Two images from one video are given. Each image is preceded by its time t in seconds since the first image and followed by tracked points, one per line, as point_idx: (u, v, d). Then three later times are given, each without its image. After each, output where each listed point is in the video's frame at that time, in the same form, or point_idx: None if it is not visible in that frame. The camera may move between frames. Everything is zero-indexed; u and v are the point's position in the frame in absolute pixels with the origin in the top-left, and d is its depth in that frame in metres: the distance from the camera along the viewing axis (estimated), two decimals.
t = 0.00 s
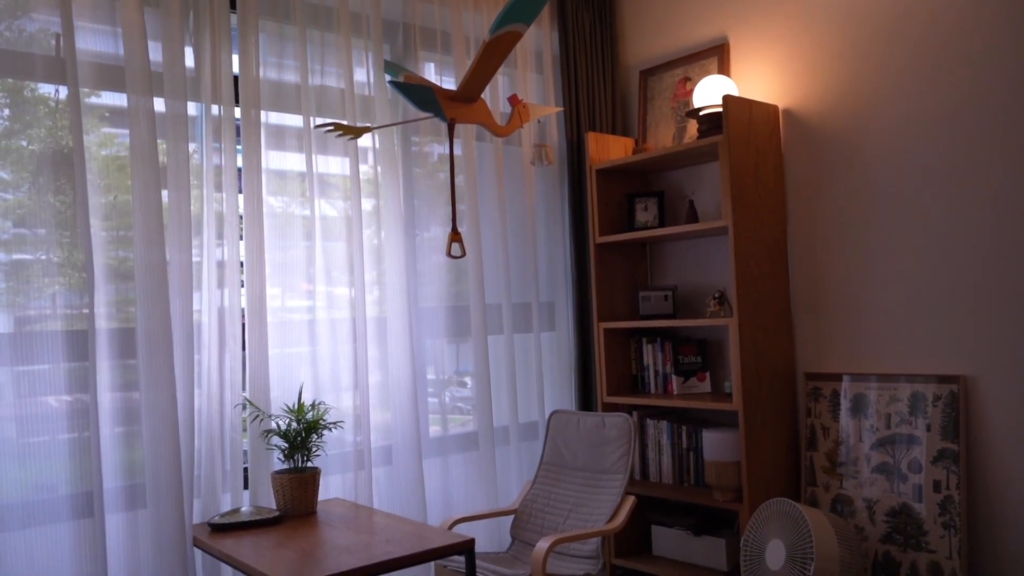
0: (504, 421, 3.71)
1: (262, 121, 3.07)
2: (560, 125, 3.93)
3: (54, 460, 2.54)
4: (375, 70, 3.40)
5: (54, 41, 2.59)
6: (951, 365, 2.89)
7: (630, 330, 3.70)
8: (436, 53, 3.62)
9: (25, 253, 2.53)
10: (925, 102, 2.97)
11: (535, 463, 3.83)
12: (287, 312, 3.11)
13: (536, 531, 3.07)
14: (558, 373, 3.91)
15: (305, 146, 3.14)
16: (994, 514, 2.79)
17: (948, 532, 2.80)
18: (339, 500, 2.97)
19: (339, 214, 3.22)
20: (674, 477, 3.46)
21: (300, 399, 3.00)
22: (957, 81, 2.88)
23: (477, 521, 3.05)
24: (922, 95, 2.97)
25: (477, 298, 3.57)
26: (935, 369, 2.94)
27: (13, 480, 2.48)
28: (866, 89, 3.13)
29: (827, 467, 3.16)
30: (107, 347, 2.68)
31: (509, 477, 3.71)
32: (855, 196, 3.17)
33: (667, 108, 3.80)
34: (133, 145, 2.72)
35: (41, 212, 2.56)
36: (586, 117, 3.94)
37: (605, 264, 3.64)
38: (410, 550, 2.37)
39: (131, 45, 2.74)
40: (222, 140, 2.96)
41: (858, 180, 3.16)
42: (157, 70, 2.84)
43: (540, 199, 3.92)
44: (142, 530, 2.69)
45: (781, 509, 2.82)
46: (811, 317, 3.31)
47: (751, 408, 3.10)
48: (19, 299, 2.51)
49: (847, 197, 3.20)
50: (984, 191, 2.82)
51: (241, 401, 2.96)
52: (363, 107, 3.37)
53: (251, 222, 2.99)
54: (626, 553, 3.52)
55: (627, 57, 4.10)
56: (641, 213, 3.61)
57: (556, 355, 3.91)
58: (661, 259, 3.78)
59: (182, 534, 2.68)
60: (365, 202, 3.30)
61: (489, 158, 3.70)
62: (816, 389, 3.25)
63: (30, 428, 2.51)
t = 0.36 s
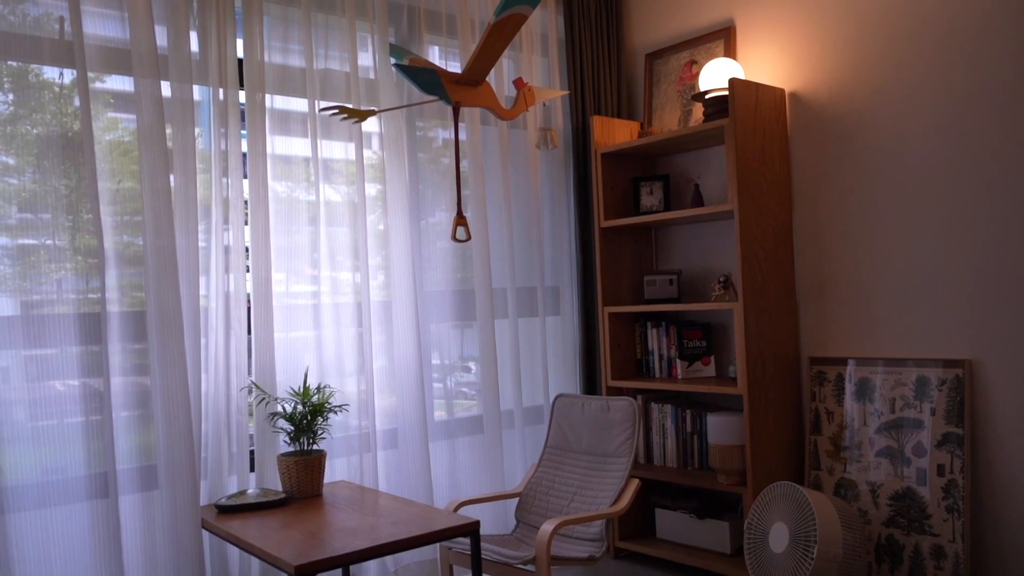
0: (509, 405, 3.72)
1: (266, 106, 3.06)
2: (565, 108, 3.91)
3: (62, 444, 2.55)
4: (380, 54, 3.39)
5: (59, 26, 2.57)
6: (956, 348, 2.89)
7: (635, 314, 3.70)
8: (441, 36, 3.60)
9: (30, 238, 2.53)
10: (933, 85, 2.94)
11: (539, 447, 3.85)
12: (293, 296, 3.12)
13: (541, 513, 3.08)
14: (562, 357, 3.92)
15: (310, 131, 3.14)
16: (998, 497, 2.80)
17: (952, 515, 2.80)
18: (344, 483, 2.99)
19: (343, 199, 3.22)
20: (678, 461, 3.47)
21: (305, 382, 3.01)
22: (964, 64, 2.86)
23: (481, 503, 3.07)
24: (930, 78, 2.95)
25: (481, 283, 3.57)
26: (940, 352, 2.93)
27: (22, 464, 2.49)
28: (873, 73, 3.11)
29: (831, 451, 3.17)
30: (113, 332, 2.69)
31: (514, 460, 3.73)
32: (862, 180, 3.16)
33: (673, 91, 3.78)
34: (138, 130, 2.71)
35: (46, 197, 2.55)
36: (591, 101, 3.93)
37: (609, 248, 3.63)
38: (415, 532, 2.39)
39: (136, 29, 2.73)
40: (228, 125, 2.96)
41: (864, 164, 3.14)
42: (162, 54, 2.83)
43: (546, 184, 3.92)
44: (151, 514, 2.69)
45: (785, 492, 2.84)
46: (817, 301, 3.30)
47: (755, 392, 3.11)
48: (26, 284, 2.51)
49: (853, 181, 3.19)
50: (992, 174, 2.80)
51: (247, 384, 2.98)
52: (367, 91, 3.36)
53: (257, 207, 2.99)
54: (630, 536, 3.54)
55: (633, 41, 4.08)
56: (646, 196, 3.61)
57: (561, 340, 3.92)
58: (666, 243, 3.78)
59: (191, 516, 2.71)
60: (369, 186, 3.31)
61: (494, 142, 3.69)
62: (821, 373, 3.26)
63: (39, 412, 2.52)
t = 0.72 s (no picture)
0: (514, 384, 3.73)
1: (269, 85, 3.05)
2: (570, 87, 3.89)
3: (69, 423, 2.56)
4: (384, 33, 3.37)
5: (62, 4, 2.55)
6: (962, 328, 2.88)
7: (640, 294, 3.70)
8: (446, 15, 3.58)
9: (35, 219, 2.52)
10: (941, 62, 2.92)
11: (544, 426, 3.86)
12: (298, 276, 3.12)
13: (545, 492, 3.10)
14: (568, 338, 3.92)
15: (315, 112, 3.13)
16: (1002, 477, 2.80)
17: (956, 495, 2.81)
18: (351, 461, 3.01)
19: (347, 179, 3.21)
20: (682, 440, 3.48)
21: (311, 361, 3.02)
22: (973, 42, 2.83)
23: (486, 482, 3.09)
24: (939, 56, 2.93)
25: (486, 263, 3.57)
26: (946, 332, 2.93)
27: (31, 442, 2.51)
28: (881, 51, 3.08)
29: (835, 431, 3.17)
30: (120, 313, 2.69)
31: (519, 440, 3.75)
32: (869, 159, 3.14)
33: (679, 70, 3.75)
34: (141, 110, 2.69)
35: (52, 177, 2.54)
36: (597, 80, 3.91)
37: (615, 228, 3.63)
38: (421, 509, 2.40)
39: (139, 7, 2.71)
40: (232, 105, 2.95)
41: (872, 143, 3.12)
42: (166, 33, 2.82)
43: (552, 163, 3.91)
44: (161, 492, 2.71)
45: (789, 471, 2.84)
46: (822, 281, 3.29)
47: (760, 372, 3.11)
48: (33, 265, 2.51)
49: (860, 160, 3.17)
50: (1000, 153, 2.78)
51: (253, 363, 2.99)
52: (372, 70, 3.35)
53: (262, 187, 2.99)
54: (634, 515, 3.56)
55: (639, 19, 4.04)
56: (652, 176, 3.60)
57: (566, 320, 3.92)
58: (672, 223, 3.77)
59: (199, 492, 2.73)
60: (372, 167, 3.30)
61: (499, 121, 3.67)
62: (826, 353, 3.25)
63: (47, 391, 2.53)
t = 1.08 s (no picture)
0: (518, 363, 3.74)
1: (270, 65, 3.03)
2: (575, 65, 3.87)
3: (74, 401, 2.56)
4: (387, 11, 3.34)
5: None
6: (967, 307, 2.88)
7: (643, 273, 3.69)
8: None
9: (39, 199, 2.50)
10: (949, 38, 2.89)
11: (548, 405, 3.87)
12: (303, 256, 3.12)
13: (549, 469, 3.11)
14: (572, 317, 3.92)
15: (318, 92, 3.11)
16: (1005, 456, 2.81)
17: (959, 473, 2.82)
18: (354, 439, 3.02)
19: (350, 159, 3.20)
20: (686, 418, 3.49)
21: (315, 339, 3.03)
22: (981, 18, 2.81)
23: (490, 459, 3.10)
24: (946, 33, 2.90)
25: (491, 243, 3.56)
26: (950, 311, 2.93)
27: (37, 422, 2.51)
28: (888, 28, 3.06)
29: (838, 410, 3.18)
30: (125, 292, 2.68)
31: (522, 418, 3.75)
32: (875, 138, 3.12)
33: (684, 47, 3.72)
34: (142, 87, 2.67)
35: (56, 156, 2.52)
36: (601, 57, 3.89)
37: (620, 207, 3.61)
38: (426, 485, 2.41)
39: None
40: (235, 85, 2.93)
41: (878, 121, 3.10)
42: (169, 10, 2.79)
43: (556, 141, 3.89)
44: (168, 470, 2.72)
45: (793, 449, 2.85)
46: (827, 260, 3.28)
47: (764, 350, 3.11)
48: (37, 244, 2.50)
49: (867, 138, 3.14)
50: (1007, 131, 2.77)
51: (257, 341, 3.00)
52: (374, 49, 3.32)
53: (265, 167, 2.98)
54: (637, 494, 3.58)
55: None
56: (657, 154, 3.58)
57: (571, 299, 3.92)
58: (676, 202, 3.76)
59: (205, 469, 2.74)
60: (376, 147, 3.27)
61: (503, 99, 3.65)
62: (831, 332, 3.25)
63: (52, 370, 2.53)
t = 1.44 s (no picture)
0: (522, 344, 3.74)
1: (271, 46, 3.01)
2: (578, 44, 3.85)
3: (79, 383, 2.55)
4: None
5: None
6: (970, 287, 2.87)
7: (646, 253, 3.69)
8: None
9: (41, 180, 2.48)
10: (954, 16, 2.87)
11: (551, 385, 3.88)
12: (306, 238, 3.11)
13: (551, 449, 3.12)
14: (576, 297, 3.93)
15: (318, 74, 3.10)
16: (1007, 435, 2.81)
17: (961, 452, 2.82)
18: (357, 420, 3.03)
19: (352, 142, 3.20)
20: (688, 399, 3.49)
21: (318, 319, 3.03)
22: None
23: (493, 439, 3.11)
24: (952, 11, 2.87)
25: (494, 225, 3.55)
26: (953, 291, 2.92)
27: (40, 406, 2.49)
28: (894, 5, 3.03)
29: (841, 390, 3.18)
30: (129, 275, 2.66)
31: (525, 399, 3.76)
32: (880, 117, 3.10)
33: (688, 25, 3.70)
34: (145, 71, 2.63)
35: (58, 138, 2.50)
36: (604, 36, 3.86)
37: (622, 187, 3.60)
38: (429, 464, 2.42)
39: None
40: (236, 66, 2.91)
41: (883, 101, 3.08)
42: None
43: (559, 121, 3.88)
44: (171, 456, 2.68)
45: (795, 429, 2.85)
46: (830, 240, 3.27)
47: (767, 331, 3.11)
48: (40, 225, 2.48)
49: (871, 116, 3.13)
50: (1011, 110, 2.75)
51: (259, 322, 2.99)
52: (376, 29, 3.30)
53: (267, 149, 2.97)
54: (639, 474, 3.59)
55: None
56: (660, 134, 3.56)
57: (574, 279, 3.93)
58: (679, 182, 3.75)
59: (208, 453, 2.71)
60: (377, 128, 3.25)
61: (506, 79, 3.64)
62: (833, 312, 3.25)
63: (56, 351, 2.52)
